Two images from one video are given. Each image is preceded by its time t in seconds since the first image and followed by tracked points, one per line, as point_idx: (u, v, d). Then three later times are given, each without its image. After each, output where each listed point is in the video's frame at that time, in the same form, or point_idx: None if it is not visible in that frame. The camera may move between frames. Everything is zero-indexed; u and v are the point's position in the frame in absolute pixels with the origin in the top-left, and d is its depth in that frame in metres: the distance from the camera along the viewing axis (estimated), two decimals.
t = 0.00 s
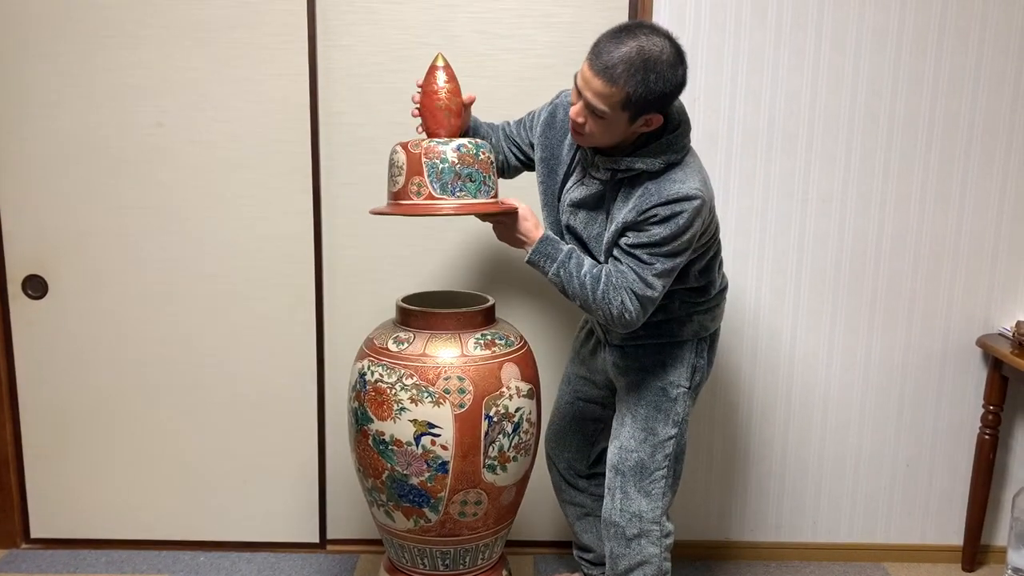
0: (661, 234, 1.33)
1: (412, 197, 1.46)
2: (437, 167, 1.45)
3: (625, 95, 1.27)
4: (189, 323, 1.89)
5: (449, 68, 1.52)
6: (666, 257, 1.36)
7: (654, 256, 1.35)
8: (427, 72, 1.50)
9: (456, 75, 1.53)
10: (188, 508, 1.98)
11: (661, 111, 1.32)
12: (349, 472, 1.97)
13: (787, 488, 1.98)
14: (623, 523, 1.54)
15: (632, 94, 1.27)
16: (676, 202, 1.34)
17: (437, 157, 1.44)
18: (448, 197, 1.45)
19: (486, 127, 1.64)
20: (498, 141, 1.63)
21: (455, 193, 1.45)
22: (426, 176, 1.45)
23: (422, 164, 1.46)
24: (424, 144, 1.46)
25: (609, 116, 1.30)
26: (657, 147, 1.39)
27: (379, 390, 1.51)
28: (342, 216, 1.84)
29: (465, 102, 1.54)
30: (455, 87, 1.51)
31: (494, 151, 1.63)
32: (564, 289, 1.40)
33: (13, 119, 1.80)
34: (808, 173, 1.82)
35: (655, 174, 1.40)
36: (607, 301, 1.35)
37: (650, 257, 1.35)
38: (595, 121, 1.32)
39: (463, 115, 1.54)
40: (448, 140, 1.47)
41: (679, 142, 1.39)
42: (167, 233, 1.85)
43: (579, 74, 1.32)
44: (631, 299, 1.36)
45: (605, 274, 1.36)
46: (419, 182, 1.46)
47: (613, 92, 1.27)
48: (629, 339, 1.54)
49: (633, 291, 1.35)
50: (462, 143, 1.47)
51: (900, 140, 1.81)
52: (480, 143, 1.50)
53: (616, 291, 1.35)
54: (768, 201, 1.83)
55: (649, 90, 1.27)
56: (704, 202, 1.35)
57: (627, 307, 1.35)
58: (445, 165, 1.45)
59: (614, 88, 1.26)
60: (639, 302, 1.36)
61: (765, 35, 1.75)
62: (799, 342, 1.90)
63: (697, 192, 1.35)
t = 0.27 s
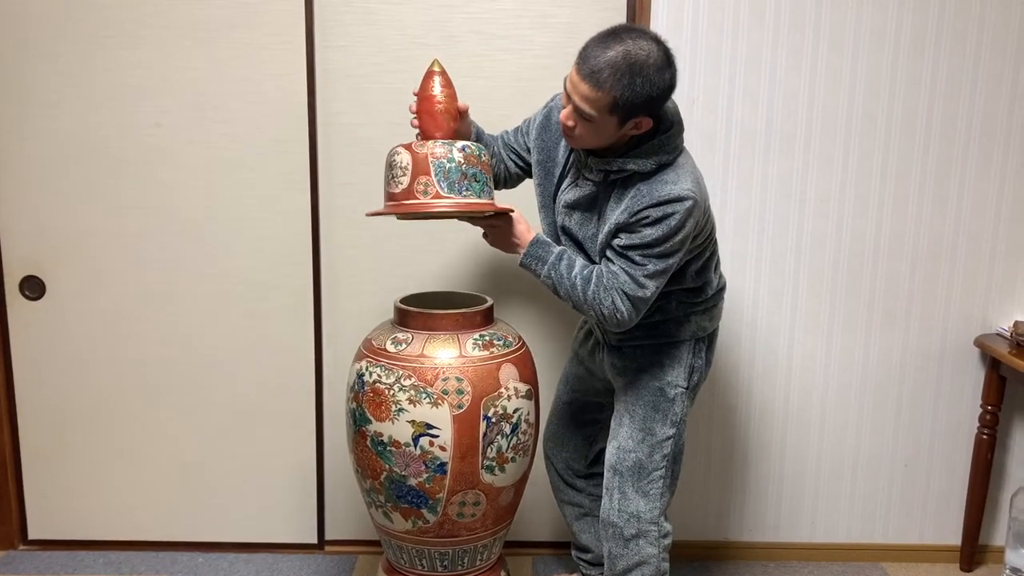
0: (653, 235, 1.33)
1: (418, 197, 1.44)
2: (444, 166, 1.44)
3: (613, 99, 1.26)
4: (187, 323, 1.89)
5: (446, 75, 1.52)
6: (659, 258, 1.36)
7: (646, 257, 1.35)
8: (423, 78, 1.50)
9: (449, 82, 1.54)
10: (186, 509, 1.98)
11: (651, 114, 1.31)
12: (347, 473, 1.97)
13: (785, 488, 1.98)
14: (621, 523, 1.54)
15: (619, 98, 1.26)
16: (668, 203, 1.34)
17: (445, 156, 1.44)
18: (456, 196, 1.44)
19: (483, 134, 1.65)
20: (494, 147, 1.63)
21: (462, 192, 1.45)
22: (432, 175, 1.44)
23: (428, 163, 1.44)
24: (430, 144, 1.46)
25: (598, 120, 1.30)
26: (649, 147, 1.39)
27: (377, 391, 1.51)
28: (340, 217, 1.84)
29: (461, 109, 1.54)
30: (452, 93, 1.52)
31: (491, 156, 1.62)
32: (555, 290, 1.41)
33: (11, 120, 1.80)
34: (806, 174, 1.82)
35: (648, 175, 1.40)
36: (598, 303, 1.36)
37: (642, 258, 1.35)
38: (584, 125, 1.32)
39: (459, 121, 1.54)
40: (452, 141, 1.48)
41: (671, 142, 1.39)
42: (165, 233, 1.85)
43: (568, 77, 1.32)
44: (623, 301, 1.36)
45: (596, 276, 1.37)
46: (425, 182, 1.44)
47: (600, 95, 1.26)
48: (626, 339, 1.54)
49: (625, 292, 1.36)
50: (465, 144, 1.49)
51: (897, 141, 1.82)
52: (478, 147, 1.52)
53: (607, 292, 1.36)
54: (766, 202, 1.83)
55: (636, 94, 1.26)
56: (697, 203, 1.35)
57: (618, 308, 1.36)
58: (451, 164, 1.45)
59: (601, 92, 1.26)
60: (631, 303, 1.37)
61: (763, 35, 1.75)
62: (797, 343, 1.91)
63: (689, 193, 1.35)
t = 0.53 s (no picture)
0: (654, 233, 1.33)
1: (423, 201, 1.46)
2: (449, 172, 1.46)
3: (607, 111, 1.26)
4: (186, 323, 1.89)
5: (450, 76, 1.53)
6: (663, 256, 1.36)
7: (649, 256, 1.35)
8: (426, 80, 1.51)
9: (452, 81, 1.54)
10: (185, 509, 1.98)
11: (647, 117, 1.31)
12: (345, 473, 1.97)
13: (784, 487, 1.98)
14: (620, 522, 1.54)
15: (613, 110, 1.26)
16: (667, 201, 1.34)
17: (450, 162, 1.46)
18: (460, 201, 1.46)
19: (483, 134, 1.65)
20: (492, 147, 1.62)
21: (466, 198, 1.47)
22: (437, 180, 1.46)
23: (433, 168, 1.46)
24: (434, 149, 1.47)
25: (595, 130, 1.30)
26: (646, 146, 1.37)
27: (376, 390, 1.51)
28: (339, 217, 1.84)
29: (466, 111, 1.54)
30: (456, 95, 1.52)
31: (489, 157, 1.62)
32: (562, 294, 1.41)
33: (9, 120, 1.80)
34: (804, 173, 1.82)
35: (646, 172, 1.40)
36: (604, 305, 1.36)
37: (645, 257, 1.35)
38: (581, 138, 1.32)
39: (462, 122, 1.55)
40: (456, 146, 1.49)
41: (668, 140, 1.38)
42: (163, 233, 1.85)
43: (557, 92, 1.31)
44: (630, 301, 1.36)
45: (601, 277, 1.37)
46: (430, 187, 1.46)
47: (593, 109, 1.26)
48: (624, 338, 1.55)
49: (631, 292, 1.36)
50: (470, 149, 1.50)
51: (896, 140, 1.82)
52: (481, 150, 1.54)
53: (613, 293, 1.36)
54: (764, 201, 1.83)
55: (629, 104, 1.26)
56: (695, 200, 1.35)
57: (625, 309, 1.36)
58: (456, 170, 1.47)
59: (594, 108, 1.25)
60: (637, 303, 1.36)
61: (761, 35, 1.76)
62: (796, 342, 1.91)
63: (688, 190, 1.35)
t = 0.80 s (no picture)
0: (672, 237, 1.33)
1: (423, 206, 1.48)
2: (450, 178, 1.48)
3: (600, 127, 1.26)
4: (185, 323, 1.89)
5: (454, 80, 1.53)
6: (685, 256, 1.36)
7: (673, 259, 1.36)
8: (430, 84, 1.51)
9: (457, 85, 1.54)
10: (184, 509, 1.98)
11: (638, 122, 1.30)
12: (345, 473, 1.98)
13: (783, 486, 1.98)
14: (625, 519, 1.54)
15: (605, 124, 1.25)
16: (672, 203, 1.35)
17: (451, 168, 1.47)
18: (460, 207, 1.48)
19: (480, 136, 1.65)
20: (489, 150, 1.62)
21: (466, 203, 1.49)
22: (438, 186, 1.48)
23: (434, 174, 1.48)
24: (436, 154, 1.48)
25: (592, 146, 1.30)
26: (641, 151, 1.37)
27: (375, 390, 1.51)
28: (338, 217, 1.84)
29: (470, 115, 1.55)
30: (459, 99, 1.53)
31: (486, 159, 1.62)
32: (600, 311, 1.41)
33: (7, 120, 1.80)
34: (803, 172, 1.82)
35: (646, 176, 1.40)
36: (645, 313, 1.37)
37: (669, 262, 1.35)
38: (578, 153, 1.32)
39: (465, 125, 1.56)
40: (458, 151, 1.50)
41: (663, 142, 1.38)
42: (162, 234, 1.85)
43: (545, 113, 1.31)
44: (670, 306, 1.37)
45: (636, 290, 1.38)
46: (431, 192, 1.48)
47: (585, 127, 1.25)
48: (625, 337, 1.54)
49: (665, 297, 1.36)
50: (471, 154, 1.51)
51: (894, 140, 1.82)
52: (484, 154, 1.55)
53: (650, 301, 1.37)
54: (763, 201, 1.83)
55: (619, 115, 1.25)
56: (701, 198, 1.36)
57: (665, 314, 1.37)
58: (457, 175, 1.48)
59: (586, 126, 1.25)
60: (675, 306, 1.37)
61: (760, 34, 1.76)
62: (795, 342, 1.91)
63: (691, 189, 1.36)
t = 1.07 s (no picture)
0: (670, 227, 1.33)
1: (418, 219, 1.49)
2: (444, 192, 1.48)
3: (635, 66, 1.32)
4: (184, 324, 1.89)
5: (453, 91, 1.53)
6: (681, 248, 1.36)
7: (669, 251, 1.35)
8: (429, 95, 1.51)
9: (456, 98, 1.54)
10: (184, 510, 1.98)
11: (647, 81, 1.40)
12: (344, 473, 1.98)
13: (783, 486, 1.98)
14: (636, 516, 1.54)
15: (640, 63, 1.32)
16: (671, 192, 1.35)
17: (446, 182, 1.47)
18: (453, 221, 1.49)
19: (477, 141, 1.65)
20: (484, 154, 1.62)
21: (460, 218, 1.50)
22: (433, 199, 1.48)
23: (429, 187, 1.48)
24: (432, 167, 1.48)
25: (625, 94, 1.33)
26: (640, 136, 1.39)
27: (374, 391, 1.51)
28: (337, 218, 1.84)
29: (467, 128, 1.55)
30: (458, 111, 1.53)
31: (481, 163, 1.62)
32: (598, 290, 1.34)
33: (6, 121, 1.80)
34: (801, 172, 1.82)
35: (645, 164, 1.40)
36: (640, 301, 1.34)
37: (665, 253, 1.35)
38: (611, 105, 1.32)
39: (463, 137, 1.56)
40: (454, 164, 1.50)
41: (661, 130, 1.40)
42: (161, 234, 1.85)
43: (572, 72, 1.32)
44: (666, 297, 1.35)
45: (637, 273, 1.35)
46: (426, 205, 1.49)
47: (628, 61, 1.30)
48: (630, 336, 1.53)
49: (662, 288, 1.35)
50: (467, 167, 1.51)
51: (893, 139, 1.82)
52: (481, 166, 1.55)
53: (648, 289, 1.34)
54: (761, 200, 1.83)
55: (648, 56, 1.34)
56: (699, 189, 1.37)
57: (661, 305, 1.35)
58: (452, 189, 1.48)
59: (628, 59, 1.30)
60: (671, 298, 1.36)
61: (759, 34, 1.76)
62: (793, 342, 1.91)
63: (689, 179, 1.37)
